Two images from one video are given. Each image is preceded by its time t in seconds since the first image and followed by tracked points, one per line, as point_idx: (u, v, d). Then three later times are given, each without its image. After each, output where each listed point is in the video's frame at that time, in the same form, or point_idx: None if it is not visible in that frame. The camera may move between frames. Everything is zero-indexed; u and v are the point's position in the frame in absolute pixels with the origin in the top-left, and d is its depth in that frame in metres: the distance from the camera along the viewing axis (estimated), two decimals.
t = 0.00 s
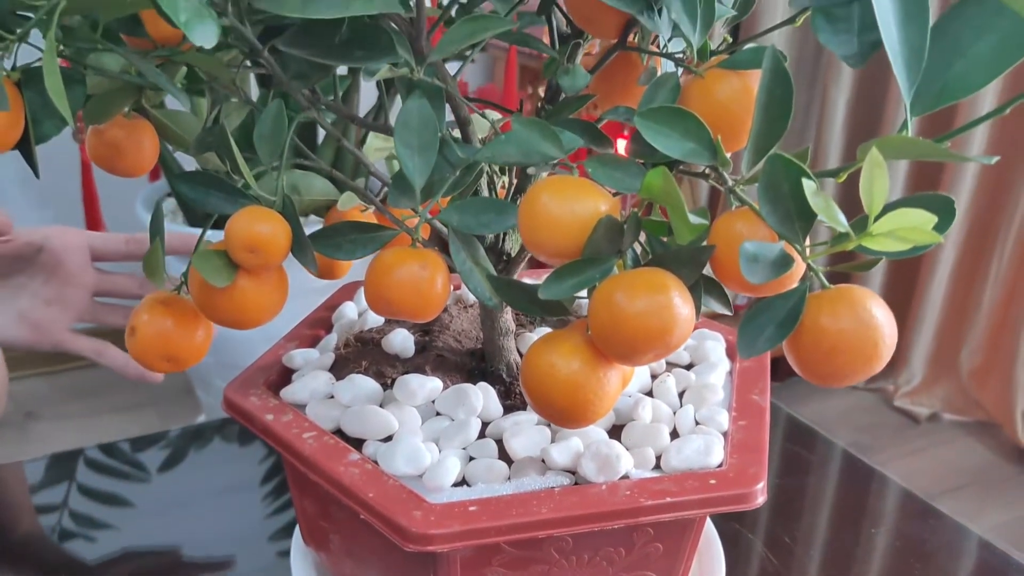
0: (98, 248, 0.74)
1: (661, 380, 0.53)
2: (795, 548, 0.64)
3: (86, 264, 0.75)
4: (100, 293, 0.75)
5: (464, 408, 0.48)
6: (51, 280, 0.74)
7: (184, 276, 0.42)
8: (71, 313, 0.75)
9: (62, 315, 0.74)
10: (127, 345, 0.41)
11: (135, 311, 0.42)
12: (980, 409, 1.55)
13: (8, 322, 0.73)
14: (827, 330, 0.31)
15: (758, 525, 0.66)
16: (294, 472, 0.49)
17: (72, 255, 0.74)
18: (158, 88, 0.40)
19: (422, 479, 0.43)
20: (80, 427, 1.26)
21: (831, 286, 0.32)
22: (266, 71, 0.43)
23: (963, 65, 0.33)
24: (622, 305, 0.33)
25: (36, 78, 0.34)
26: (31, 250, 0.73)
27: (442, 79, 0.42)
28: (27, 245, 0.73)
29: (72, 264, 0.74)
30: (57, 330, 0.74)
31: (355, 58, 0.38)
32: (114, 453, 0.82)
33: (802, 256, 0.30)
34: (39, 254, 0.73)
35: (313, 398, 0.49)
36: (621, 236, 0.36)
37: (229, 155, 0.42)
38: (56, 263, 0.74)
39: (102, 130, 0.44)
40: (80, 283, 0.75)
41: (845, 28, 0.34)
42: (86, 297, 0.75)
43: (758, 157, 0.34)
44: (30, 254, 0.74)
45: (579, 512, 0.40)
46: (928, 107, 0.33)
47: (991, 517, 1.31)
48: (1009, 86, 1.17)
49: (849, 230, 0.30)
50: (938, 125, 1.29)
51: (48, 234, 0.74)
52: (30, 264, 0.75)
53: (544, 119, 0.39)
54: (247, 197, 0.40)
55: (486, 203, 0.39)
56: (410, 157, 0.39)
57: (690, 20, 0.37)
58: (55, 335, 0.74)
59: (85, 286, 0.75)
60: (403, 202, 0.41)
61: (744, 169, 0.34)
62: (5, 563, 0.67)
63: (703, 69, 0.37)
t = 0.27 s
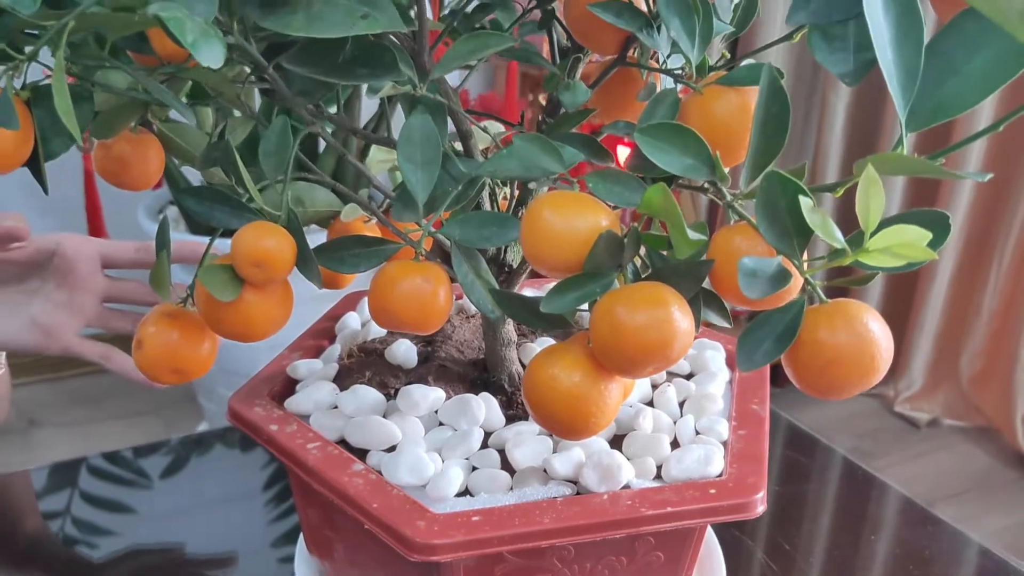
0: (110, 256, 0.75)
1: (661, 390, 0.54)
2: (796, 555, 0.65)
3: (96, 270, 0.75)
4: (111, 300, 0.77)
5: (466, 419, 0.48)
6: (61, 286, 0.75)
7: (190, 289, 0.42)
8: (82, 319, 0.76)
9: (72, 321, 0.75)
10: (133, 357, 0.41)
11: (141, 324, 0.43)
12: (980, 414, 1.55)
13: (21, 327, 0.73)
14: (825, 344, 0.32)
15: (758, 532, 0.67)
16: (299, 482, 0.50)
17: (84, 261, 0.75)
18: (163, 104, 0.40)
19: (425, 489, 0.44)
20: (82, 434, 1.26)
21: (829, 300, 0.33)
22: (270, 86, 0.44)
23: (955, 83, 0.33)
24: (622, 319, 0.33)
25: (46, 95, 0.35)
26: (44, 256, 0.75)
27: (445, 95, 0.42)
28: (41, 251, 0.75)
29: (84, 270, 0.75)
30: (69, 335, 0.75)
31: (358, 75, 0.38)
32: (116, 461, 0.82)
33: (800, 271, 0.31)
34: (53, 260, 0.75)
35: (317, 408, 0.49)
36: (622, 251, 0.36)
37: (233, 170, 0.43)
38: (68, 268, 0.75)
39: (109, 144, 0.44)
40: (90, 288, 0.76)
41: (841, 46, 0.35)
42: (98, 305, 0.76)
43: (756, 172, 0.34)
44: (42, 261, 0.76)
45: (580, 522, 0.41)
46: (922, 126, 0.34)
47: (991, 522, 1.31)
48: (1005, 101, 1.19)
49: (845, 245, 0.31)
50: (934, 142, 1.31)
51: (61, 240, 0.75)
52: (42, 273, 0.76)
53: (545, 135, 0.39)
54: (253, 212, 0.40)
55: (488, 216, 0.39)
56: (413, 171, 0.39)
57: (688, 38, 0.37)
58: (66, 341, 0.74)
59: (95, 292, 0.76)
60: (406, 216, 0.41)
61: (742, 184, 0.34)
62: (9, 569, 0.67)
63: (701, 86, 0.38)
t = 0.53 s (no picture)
0: (108, 267, 0.75)
1: (664, 398, 0.54)
2: (797, 560, 0.65)
3: (94, 281, 0.74)
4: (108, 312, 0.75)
5: (472, 426, 0.49)
6: (60, 297, 0.73)
7: (200, 299, 0.43)
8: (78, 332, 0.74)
9: (69, 333, 0.73)
10: (145, 366, 0.42)
11: (151, 333, 0.43)
12: (981, 418, 1.56)
13: (20, 339, 0.71)
14: (825, 355, 0.32)
15: (759, 537, 0.67)
16: (306, 489, 0.50)
17: (83, 273, 0.74)
18: (175, 117, 0.41)
19: (432, 496, 0.44)
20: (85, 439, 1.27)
21: (829, 311, 0.34)
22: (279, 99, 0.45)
23: (952, 98, 0.34)
24: (626, 330, 0.34)
25: (61, 110, 0.35)
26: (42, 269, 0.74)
27: (452, 109, 0.43)
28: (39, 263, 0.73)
29: (83, 280, 0.73)
30: (64, 346, 0.73)
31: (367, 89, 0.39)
32: (120, 466, 0.82)
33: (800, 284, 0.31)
34: (50, 272, 0.73)
35: (324, 416, 0.50)
36: (626, 262, 0.37)
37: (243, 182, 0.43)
38: (66, 280, 0.73)
39: (119, 156, 0.45)
40: (88, 299, 0.74)
41: (841, 62, 0.36)
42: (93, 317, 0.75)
43: (759, 185, 0.35)
44: (42, 272, 0.74)
45: (585, 528, 0.41)
46: (920, 140, 0.34)
47: (992, 527, 1.32)
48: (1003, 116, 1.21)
49: (845, 258, 0.31)
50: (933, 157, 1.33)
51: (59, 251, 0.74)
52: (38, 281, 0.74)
53: (550, 148, 0.40)
54: (262, 224, 0.41)
55: (494, 227, 0.40)
56: (420, 183, 0.40)
57: (691, 53, 0.38)
58: (63, 353, 0.72)
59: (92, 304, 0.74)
60: (413, 227, 0.42)
61: (744, 197, 0.35)
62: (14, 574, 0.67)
63: (703, 100, 0.39)
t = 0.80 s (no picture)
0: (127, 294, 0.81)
1: (668, 408, 0.55)
2: (800, 567, 0.66)
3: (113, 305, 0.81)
4: (125, 335, 0.84)
5: (479, 436, 0.50)
6: (78, 318, 0.79)
7: (212, 312, 0.44)
8: (95, 353, 0.81)
9: (85, 355, 0.80)
10: (158, 378, 0.43)
11: (164, 345, 0.44)
12: (983, 424, 1.56)
13: (35, 358, 0.77)
14: (827, 369, 0.33)
15: (762, 544, 0.68)
16: (315, 498, 0.51)
17: (102, 296, 0.80)
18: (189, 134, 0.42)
19: (440, 506, 0.45)
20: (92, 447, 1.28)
21: (830, 325, 0.34)
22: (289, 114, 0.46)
23: (951, 116, 0.35)
24: (632, 343, 0.35)
25: (79, 129, 0.36)
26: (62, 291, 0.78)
27: (460, 125, 0.44)
28: (59, 285, 0.78)
29: (103, 304, 0.80)
30: (80, 366, 0.80)
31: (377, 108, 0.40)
32: (126, 472, 0.83)
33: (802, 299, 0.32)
34: (71, 294, 0.78)
35: (333, 425, 0.51)
36: (631, 277, 0.37)
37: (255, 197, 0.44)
38: (87, 302, 0.79)
39: (132, 170, 0.46)
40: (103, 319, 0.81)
41: (841, 82, 0.37)
42: (110, 339, 0.83)
43: (762, 202, 0.36)
44: (62, 294, 0.79)
45: (591, 537, 0.42)
46: (919, 156, 0.35)
47: (992, 532, 1.32)
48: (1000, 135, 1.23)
49: (846, 274, 0.32)
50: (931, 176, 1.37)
51: (80, 275, 0.79)
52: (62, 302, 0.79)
53: (556, 164, 0.41)
54: (273, 239, 0.42)
55: (500, 242, 0.41)
56: (429, 198, 0.40)
57: (695, 71, 0.39)
58: (79, 372, 0.80)
59: (111, 327, 0.82)
60: (421, 240, 0.42)
61: (747, 213, 0.36)
62: None
63: (707, 117, 0.39)
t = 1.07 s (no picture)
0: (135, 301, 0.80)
1: (672, 417, 0.56)
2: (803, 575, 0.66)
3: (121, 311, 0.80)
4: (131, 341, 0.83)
5: (486, 445, 0.50)
6: (87, 325, 0.80)
7: (224, 323, 0.44)
8: (103, 359, 0.82)
9: (92, 361, 0.80)
10: (171, 389, 0.43)
11: (177, 356, 0.45)
12: (986, 430, 1.56)
13: (45, 365, 0.78)
14: (830, 382, 0.34)
15: (766, 551, 0.68)
16: (323, 506, 0.52)
17: (110, 302, 0.79)
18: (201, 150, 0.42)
19: (448, 514, 0.46)
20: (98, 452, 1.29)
21: (832, 338, 0.35)
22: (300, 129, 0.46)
23: (951, 133, 0.35)
24: (638, 356, 0.35)
25: (97, 147, 0.37)
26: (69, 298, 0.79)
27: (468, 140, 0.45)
28: (67, 291, 0.78)
29: (110, 308, 0.79)
30: (87, 373, 0.81)
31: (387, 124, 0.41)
32: (132, 478, 0.84)
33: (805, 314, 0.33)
34: (78, 301, 0.79)
35: (342, 435, 0.51)
36: (637, 290, 0.38)
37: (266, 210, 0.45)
38: (94, 307, 0.79)
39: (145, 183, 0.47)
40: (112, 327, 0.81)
41: (842, 100, 0.38)
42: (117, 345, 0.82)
43: (765, 218, 0.36)
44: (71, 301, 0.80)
45: (597, 546, 0.43)
46: (920, 173, 0.36)
47: (996, 539, 1.33)
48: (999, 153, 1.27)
49: (848, 289, 0.33)
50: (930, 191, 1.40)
51: (88, 281, 0.79)
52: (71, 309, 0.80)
53: (563, 179, 0.41)
54: (285, 253, 0.42)
55: (509, 255, 0.41)
56: (438, 212, 0.41)
57: (699, 88, 0.39)
58: (86, 379, 0.80)
59: (118, 332, 0.82)
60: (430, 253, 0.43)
61: (751, 228, 0.36)
62: None
63: (711, 132, 0.40)
